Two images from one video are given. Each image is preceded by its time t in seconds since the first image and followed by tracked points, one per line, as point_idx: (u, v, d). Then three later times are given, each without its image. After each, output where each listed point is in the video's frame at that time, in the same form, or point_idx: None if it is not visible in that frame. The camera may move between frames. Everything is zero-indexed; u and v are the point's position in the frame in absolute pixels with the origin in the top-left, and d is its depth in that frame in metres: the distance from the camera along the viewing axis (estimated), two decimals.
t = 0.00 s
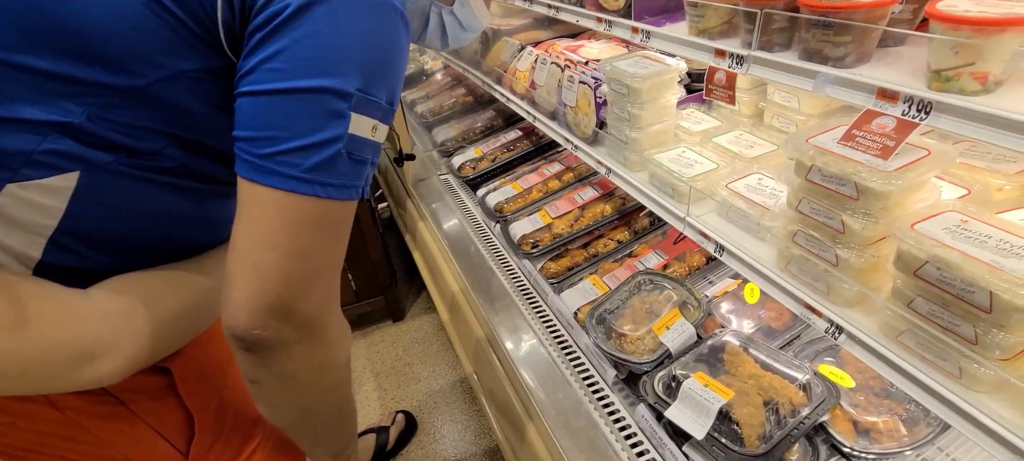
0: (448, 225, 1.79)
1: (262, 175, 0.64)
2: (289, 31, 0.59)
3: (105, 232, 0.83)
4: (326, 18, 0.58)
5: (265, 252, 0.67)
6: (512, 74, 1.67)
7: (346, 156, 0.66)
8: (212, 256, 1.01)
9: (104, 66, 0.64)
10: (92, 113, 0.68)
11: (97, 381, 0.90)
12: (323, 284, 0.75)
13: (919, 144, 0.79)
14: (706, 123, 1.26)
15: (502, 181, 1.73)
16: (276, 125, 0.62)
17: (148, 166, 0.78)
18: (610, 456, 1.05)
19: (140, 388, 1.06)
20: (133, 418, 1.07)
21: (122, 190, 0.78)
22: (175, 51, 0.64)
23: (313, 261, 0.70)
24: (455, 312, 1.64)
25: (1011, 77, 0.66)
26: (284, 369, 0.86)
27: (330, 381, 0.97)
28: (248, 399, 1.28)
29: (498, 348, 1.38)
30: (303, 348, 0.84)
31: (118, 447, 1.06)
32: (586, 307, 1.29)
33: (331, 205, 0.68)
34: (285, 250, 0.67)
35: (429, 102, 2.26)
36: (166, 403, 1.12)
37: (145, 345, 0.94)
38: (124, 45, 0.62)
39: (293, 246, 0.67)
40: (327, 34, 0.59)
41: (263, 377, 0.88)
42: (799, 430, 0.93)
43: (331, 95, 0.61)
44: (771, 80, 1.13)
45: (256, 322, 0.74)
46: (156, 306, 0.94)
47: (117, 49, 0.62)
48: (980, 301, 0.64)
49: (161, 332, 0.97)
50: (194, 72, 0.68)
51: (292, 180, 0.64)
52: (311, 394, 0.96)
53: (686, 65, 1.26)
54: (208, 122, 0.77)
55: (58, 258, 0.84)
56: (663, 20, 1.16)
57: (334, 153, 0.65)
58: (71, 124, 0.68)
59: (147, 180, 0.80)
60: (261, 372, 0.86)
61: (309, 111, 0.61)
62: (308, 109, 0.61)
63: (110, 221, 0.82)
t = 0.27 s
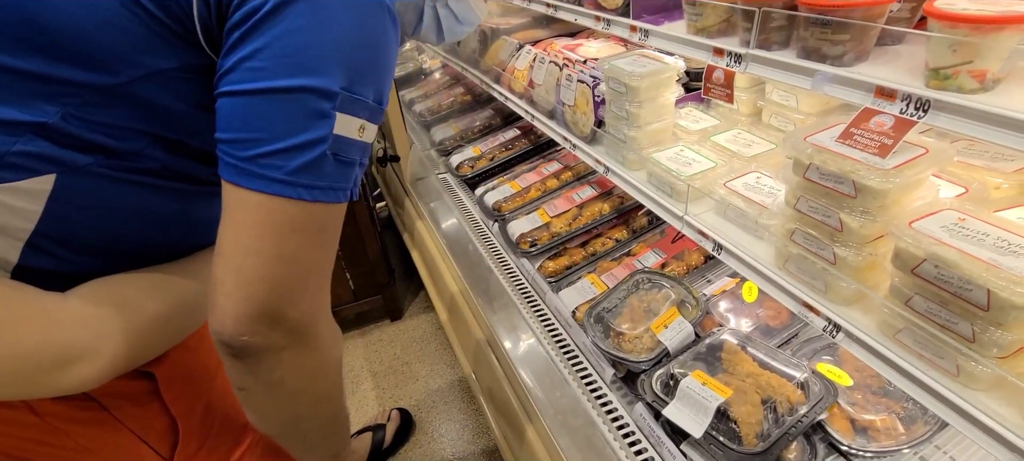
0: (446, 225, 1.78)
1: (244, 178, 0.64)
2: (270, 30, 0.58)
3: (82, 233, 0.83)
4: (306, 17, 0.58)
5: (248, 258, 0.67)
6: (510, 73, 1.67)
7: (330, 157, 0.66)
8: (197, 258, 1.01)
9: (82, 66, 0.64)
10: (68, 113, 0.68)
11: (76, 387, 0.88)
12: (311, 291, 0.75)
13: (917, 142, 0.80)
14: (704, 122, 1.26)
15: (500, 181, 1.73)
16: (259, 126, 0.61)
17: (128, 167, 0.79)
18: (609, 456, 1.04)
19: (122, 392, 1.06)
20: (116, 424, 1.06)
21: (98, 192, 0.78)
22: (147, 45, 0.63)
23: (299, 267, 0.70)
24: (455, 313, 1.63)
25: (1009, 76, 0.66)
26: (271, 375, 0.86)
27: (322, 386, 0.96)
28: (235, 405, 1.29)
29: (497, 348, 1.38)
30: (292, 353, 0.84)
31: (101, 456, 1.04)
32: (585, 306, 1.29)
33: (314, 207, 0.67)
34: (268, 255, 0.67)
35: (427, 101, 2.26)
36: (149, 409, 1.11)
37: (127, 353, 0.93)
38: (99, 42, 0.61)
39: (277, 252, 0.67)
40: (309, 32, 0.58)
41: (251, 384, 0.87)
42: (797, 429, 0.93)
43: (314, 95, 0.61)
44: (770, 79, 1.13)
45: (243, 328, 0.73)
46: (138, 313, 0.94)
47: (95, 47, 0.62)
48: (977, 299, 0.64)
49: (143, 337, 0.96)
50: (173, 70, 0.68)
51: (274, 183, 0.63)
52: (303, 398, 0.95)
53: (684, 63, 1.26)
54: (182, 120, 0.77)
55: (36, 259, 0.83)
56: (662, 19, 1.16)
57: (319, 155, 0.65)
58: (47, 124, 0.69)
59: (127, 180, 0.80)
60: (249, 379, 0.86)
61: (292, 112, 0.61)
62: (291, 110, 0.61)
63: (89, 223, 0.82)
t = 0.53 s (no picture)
0: (445, 223, 1.78)
1: (234, 173, 0.63)
2: (258, 23, 0.58)
3: (67, 228, 0.82)
4: (294, 10, 0.57)
5: (237, 255, 0.66)
6: (508, 70, 1.67)
7: (320, 152, 0.65)
8: (187, 254, 1.00)
9: (71, 58, 0.63)
10: (55, 106, 0.67)
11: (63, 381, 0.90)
12: (302, 288, 0.75)
13: (915, 136, 0.80)
14: (702, 118, 1.26)
15: (498, 178, 1.72)
16: (250, 120, 0.61)
17: (116, 162, 0.78)
18: (606, 452, 1.04)
19: (114, 391, 1.05)
20: (106, 422, 1.06)
21: (86, 187, 0.78)
22: (137, 41, 0.63)
23: (289, 265, 0.70)
24: (453, 311, 1.63)
25: (1006, 69, 0.66)
26: (262, 373, 0.86)
27: (315, 383, 0.96)
28: (229, 402, 1.28)
29: (496, 347, 1.38)
30: (284, 350, 0.84)
31: (90, 452, 1.05)
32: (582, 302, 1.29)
33: (308, 203, 0.67)
34: (256, 252, 0.66)
35: (426, 98, 2.26)
36: (141, 406, 1.10)
37: (115, 349, 0.94)
38: (87, 34, 0.61)
39: (265, 250, 0.67)
40: (297, 25, 0.58)
41: (242, 382, 0.87)
42: (794, 423, 0.93)
43: (304, 89, 0.61)
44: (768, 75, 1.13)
45: (233, 325, 0.73)
46: (127, 311, 0.94)
47: (82, 39, 0.61)
48: (974, 292, 0.65)
49: (132, 333, 0.97)
50: (161, 63, 0.67)
51: (264, 177, 0.63)
52: (295, 396, 0.95)
53: (682, 60, 1.26)
54: (171, 117, 0.76)
55: (22, 255, 0.82)
56: (660, 14, 1.16)
57: (309, 150, 0.64)
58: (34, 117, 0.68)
59: (117, 176, 0.79)
60: (239, 376, 0.85)
61: (281, 106, 0.60)
62: (281, 104, 0.60)
63: (76, 218, 0.81)
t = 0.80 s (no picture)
0: (444, 221, 1.77)
1: (240, 165, 0.63)
2: (259, 14, 0.57)
3: (62, 222, 0.82)
4: None
5: (248, 247, 0.67)
6: (506, 67, 1.67)
7: (326, 142, 0.66)
8: (181, 250, 1.00)
9: (66, 47, 0.62)
10: (51, 98, 0.66)
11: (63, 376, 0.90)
12: (312, 278, 0.76)
13: (911, 132, 0.80)
14: (699, 115, 1.26)
15: (496, 175, 1.72)
16: (255, 112, 0.61)
17: (114, 155, 0.77)
18: (603, 448, 1.04)
19: (109, 386, 1.05)
20: (100, 417, 1.05)
21: (81, 180, 0.77)
22: (136, 29, 0.62)
23: (297, 257, 0.70)
24: (450, 309, 1.63)
25: (1001, 65, 0.66)
26: (272, 363, 0.86)
27: (316, 378, 0.96)
28: (225, 399, 1.27)
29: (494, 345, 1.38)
30: (292, 340, 0.84)
31: (86, 447, 1.05)
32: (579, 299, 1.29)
33: (315, 194, 0.68)
34: (266, 244, 0.67)
35: (423, 96, 2.25)
36: (136, 403, 1.10)
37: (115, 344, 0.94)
38: (83, 23, 0.60)
39: (277, 241, 0.67)
40: (301, 15, 0.58)
41: (250, 373, 0.87)
42: (791, 419, 0.93)
43: (307, 79, 0.60)
44: (765, 72, 1.13)
45: (245, 315, 0.73)
46: (126, 306, 0.93)
47: (77, 27, 0.60)
48: (969, 287, 0.65)
49: (132, 328, 0.97)
50: (160, 54, 0.66)
51: (271, 169, 0.63)
52: (300, 389, 0.95)
53: (679, 56, 1.26)
54: (173, 109, 0.75)
55: (16, 250, 0.82)
56: (657, 11, 1.16)
57: (314, 140, 0.64)
58: (31, 110, 0.67)
59: (113, 169, 0.79)
60: (248, 368, 0.85)
61: (285, 97, 0.60)
62: (286, 95, 0.60)
63: (73, 211, 0.81)
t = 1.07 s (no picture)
0: (439, 220, 1.76)
1: (245, 161, 0.63)
2: (258, 11, 0.57)
3: (64, 220, 0.81)
4: None
5: (254, 241, 0.67)
6: (501, 65, 1.66)
7: (328, 138, 0.66)
8: (178, 246, 0.99)
9: (63, 43, 0.61)
10: (50, 95, 0.66)
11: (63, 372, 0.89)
12: (317, 269, 0.76)
13: (903, 127, 0.80)
14: (694, 111, 1.26)
15: (491, 173, 1.72)
16: (258, 108, 0.61)
17: (111, 149, 0.75)
18: (599, 445, 1.04)
19: (106, 382, 1.03)
20: (99, 412, 1.03)
21: (78, 176, 0.75)
22: (138, 30, 0.62)
23: (301, 250, 0.70)
24: (446, 306, 1.63)
25: (992, 58, 0.66)
26: (280, 354, 0.86)
27: (313, 375, 0.96)
28: (219, 395, 1.26)
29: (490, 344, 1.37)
30: (298, 332, 0.84)
31: (83, 441, 1.03)
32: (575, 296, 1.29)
33: (317, 188, 0.67)
34: (275, 240, 0.67)
35: (419, 94, 2.25)
36: (134, 398, 1.08)
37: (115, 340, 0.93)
38: (82, 21, 0.60)
39: (284, 235, 0.67)
40: (303, 12, 0.57)
41: (256, 364, 0.87)
42: (785, 414, 0.93)
43: (308, 75, 0.60)
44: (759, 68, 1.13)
45: (255, 306, 0.74)
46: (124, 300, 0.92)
47: (77, 25, 0.60)
48: (960, 281, 0.65)
49: (132, 324, 0.95)
50: (159, 51, 0.66)
51: (276, 165, 0.63)
52: (303, 381, 0.95)
53: (673, 53, 1.26)
54: (173, 106, 0.74)
55: (16, 246, 0.81)
56: (650, 8, 1.16)
57: (316, 137, 0.64)
58: (30, 106, 0.66)
59: (112, 165, 0.77)
60: (257, 359, 0.85)
61: (286, 93, 0.60)
62: (290, 92, 0.60)
63: (71, 207, 0.79)
